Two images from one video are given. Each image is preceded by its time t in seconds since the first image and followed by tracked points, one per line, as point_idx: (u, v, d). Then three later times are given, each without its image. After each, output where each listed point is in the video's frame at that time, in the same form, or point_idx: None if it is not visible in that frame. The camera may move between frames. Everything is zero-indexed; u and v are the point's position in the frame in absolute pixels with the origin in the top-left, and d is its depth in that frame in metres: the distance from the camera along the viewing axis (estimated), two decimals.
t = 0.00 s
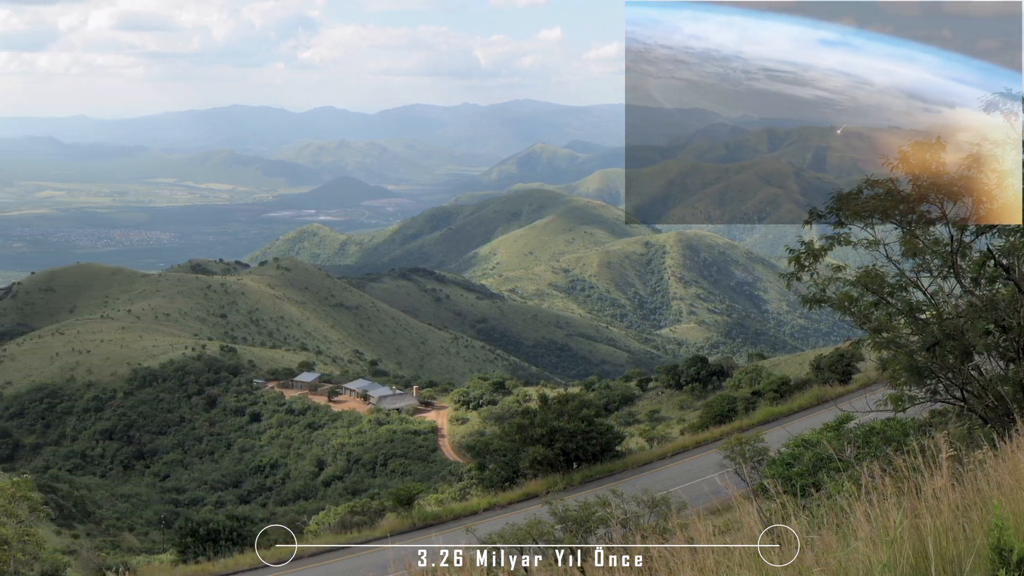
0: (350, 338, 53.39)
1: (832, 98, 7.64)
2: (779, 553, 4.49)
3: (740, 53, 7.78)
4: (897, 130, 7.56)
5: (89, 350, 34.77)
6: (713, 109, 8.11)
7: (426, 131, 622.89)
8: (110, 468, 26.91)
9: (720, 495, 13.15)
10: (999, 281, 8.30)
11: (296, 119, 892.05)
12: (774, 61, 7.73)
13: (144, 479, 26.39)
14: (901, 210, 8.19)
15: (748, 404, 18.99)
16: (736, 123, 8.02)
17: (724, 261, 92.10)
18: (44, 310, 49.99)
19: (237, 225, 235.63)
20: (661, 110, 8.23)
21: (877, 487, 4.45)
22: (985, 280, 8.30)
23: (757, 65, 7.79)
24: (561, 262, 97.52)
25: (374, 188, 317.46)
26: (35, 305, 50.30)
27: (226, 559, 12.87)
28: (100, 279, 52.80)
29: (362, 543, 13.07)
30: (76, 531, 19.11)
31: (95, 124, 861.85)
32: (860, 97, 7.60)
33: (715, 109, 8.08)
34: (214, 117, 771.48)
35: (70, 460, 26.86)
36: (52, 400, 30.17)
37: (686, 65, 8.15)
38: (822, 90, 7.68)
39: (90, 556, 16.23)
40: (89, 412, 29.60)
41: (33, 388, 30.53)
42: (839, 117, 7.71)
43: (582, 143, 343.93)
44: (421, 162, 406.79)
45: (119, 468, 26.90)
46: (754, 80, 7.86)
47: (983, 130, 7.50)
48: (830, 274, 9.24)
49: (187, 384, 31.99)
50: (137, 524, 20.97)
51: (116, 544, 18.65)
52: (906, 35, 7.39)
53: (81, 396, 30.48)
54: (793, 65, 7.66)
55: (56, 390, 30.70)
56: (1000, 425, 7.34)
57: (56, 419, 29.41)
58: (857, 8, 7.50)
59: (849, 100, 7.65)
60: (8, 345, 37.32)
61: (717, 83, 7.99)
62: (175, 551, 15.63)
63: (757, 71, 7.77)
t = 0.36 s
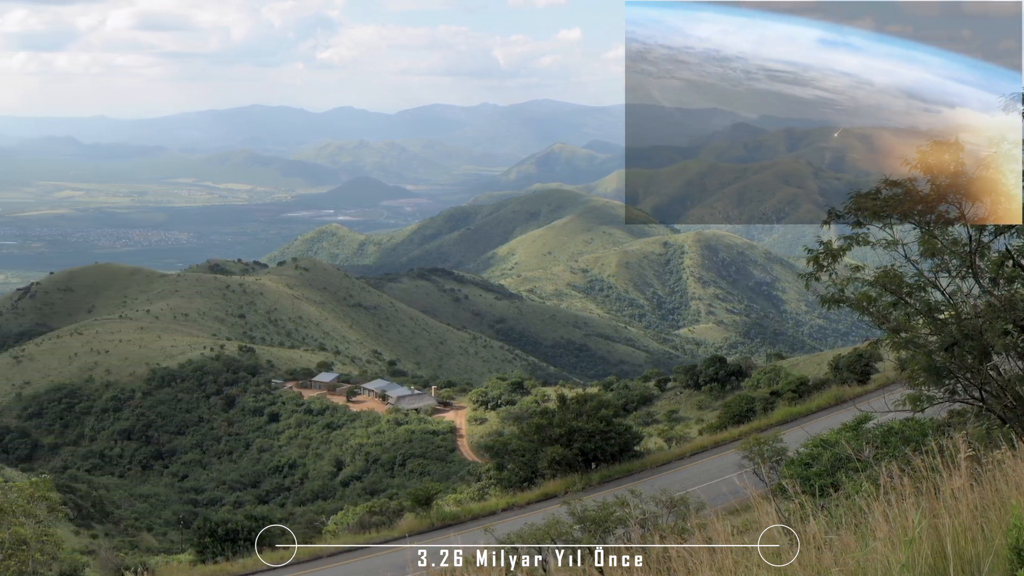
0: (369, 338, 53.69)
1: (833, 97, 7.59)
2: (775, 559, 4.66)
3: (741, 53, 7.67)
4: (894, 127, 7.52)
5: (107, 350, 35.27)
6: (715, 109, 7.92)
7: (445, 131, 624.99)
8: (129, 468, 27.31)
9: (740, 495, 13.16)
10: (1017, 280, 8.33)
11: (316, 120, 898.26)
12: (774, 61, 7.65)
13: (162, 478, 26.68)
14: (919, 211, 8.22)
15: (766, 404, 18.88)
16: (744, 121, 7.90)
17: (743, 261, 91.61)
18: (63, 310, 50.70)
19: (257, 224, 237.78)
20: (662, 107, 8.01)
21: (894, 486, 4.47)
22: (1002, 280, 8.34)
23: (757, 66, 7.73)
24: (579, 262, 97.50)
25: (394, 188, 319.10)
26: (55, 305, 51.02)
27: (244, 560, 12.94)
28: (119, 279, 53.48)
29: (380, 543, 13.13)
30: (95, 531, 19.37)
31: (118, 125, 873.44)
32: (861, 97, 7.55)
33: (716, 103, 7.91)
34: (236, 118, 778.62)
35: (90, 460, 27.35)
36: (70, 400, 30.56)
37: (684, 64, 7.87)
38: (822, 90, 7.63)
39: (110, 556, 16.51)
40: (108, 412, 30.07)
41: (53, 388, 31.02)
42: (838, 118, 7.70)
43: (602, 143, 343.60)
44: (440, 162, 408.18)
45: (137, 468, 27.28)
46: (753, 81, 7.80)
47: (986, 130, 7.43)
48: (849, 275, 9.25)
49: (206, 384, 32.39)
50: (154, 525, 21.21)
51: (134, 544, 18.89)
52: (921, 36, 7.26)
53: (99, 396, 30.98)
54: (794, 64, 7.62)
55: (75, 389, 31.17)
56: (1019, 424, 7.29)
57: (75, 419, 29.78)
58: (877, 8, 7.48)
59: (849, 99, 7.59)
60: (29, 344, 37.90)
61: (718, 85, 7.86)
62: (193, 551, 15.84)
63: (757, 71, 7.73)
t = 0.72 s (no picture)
0: (388, 338, 53.88)
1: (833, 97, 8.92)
2: (787, 557, 4.70)
3: (740, 55, 9.10)
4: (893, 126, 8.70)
5: (126, 350, 35.77)
6: (716, 109, 9.46)
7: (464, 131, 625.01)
8: (148, 468, 27.64)
9: (759, 495, 13.09)
10: None
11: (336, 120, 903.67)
12: (775, 63, 9.04)
13: (181, 478, 26.95)
14: (936, 211, 8.24)
15: (785, 404, 18.81)
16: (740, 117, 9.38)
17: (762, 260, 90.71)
18: (82, 310, 51.39)
19: (275, 225, 239.13)
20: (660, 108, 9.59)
21: (914, 487, 4.47)
22: None
23: (757, 66, 9.11)
24: (598, 262, 97.35)
25: (412, 189, 319.51)
26: (74, 305, 51.72)
27: (263, 560, 13.05)
28: (138, 279, 54.08)
29: (400, 543, 13.23)
30: (113, 531, 19.64)
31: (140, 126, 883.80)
32: (860, 97, 8.82)
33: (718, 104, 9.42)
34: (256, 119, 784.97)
35: (109, 460, 27.78)
36: (89, 400, 31.10)
37: (685, 65, 9.44)
38: (822, 90, 8.99)
39: (128, 557, 16.70)
40: (127, 412, 30.49)
41: (72, 388, 31.61)
42: (838, 117, 9.00)
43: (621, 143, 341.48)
44: (458, 163, 408.03)
45: (156, 468, 27.58)
46: (754, 80, 9.21)
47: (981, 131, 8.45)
48: (869, 273, 9.10)
49: (225, 384, 32.73)
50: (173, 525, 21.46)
51: (153, 545, 19.12)
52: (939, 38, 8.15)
53: (117, 396, 31.45)
54: (793, 65, 9.00)
55: (94, 390, 31.76)
56: None
57: (94, 419, 30.30)
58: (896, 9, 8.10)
59: (849, 99, 8.89)
60: (48, 344, 38.47)
61: (716, 83, 9.38)
62: (211, 551, 16.01)
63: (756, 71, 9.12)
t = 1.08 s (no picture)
0: (406, 338, 54.12)
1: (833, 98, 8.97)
2: (807, 557, 4.70)
3: (740, 55, 9.15)
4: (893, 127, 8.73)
5: (145, 350, 36.31)
6: (715, 109, 9.52)
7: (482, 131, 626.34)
8: (166, 468, 27.98)
9: (777, 495, 13.06)
10: None
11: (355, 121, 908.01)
12: (775, 63, 9.09)
13: (199, 478, 27.26)
14: (956, 211, 8.25)
15: (803, 404, 18.69)
16: (741, 117, 9.43)
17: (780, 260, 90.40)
18: (100, 310, 52.08)
19: (293, 225, 241.03)
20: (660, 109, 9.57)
21: (933, 487, 4.47)
22: None
23: (757, 66, 9.18)
24: (616, 262, 97.10)
25: (431, 189, 320.84)
26: (91, 306, 52.40)
27: (281, 560, 13.13)
28: (157, 279, 54.68)
29: (418, 543, 13.30)
30: (132, 531, 19.84)
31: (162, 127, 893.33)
32: (861, 97, 8.88)
33: (716, 104, 9.47)
34: (276, 120, 791.00)
35: (127, 460, 28.23)
36: (107, 400, 31.78)
37: (685, 65, 9.39)
38: (823, 90, 9.00)
39: (146, 558, 16.87)
40: (145, 412, 30.97)
41: (91, 389, 32.21)
42: (838, 117, 9.09)
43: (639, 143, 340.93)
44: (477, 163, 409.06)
45: (175, 468, 27.92)
46: (754, 80, 9.26)
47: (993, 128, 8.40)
48: (887, 274, 9.08)
49: (243, 384, 32.99)
50: (191, 525, 21.72)
51: (171, 544, 19.33)
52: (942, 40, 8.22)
53: (136, 396, 31.97)
54: (794, 66, 9.03)
55: (112, 390, 32.35)
56: None
57: (112, 419, 30.88)
58: (916, 8, 8.05)
59: (849, 99, 8.95)
60: (69, 344, 39.21)
61: (716, 83, 9.41)
62: (230, 551, 16.13)
63: (756, 71, 9.19)
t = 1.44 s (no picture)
0: (425, 338, 54.25)
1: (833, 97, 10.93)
2: (826, 558, 4.69)
3: (739, 57, 11.19)
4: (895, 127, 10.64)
5: (163, 350, 36.79)
6: (714, 108, 11.60)
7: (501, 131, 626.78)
8: (185, 468, 28.31)
9: (796, 495, 13.02)
10: None
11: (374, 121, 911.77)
12: (772, 63, 11.13)
13: (218, 479, 27.56)
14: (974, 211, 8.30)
15: (822, 404, 18.52)
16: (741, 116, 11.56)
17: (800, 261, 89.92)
18: (119, 310, 52.70)
19: (312, 225, 242.69)
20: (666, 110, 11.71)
21: (952, 487, 4.44)
22: None
23: (756, 66, 11.20)
24: (635, 262, 96.65)
25: (449, 189, 321.67)
26: (110, 306, 53.05)
27: (300, 560, 13.19)
28: (175, 279, 55.24)
29: (437, 542, 13.38)
30: (150, 531, 19.97)
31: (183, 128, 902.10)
32: (861, 97, 10.80)
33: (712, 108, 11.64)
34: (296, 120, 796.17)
35: (145, 460, 28.66)
36: (126, 400, 32.23)
37: (684, 66, 11.50)
38: (822, 90, 11.01)
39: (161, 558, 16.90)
40: (163, 412, 31.35)
41: (109, 389, 32.65)
42: (837, 116, 11.05)
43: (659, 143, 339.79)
44: (495, 163, 409.56)
45: (194, 468, 28.23)
46: (754, 79, 11.29)
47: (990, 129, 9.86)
48: (905, 274, 9.01)
49: (262, 384, 33.32)
50: (210, 525, 21.92)
51: (190, 545, 19.49)
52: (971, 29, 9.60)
53: (155, 396, 32.39)
54: (792, 66, 11.03)
55: (131, 390, 32.83)
56: None
57: (130, 419, 31.34)
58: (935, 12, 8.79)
59: (849, 98, 10.89)
60: (87, 344, 39.81)
61: (716, 82, 11.49)
62: (248, 551, 16.21)
63: (758, 70, 11.19)
